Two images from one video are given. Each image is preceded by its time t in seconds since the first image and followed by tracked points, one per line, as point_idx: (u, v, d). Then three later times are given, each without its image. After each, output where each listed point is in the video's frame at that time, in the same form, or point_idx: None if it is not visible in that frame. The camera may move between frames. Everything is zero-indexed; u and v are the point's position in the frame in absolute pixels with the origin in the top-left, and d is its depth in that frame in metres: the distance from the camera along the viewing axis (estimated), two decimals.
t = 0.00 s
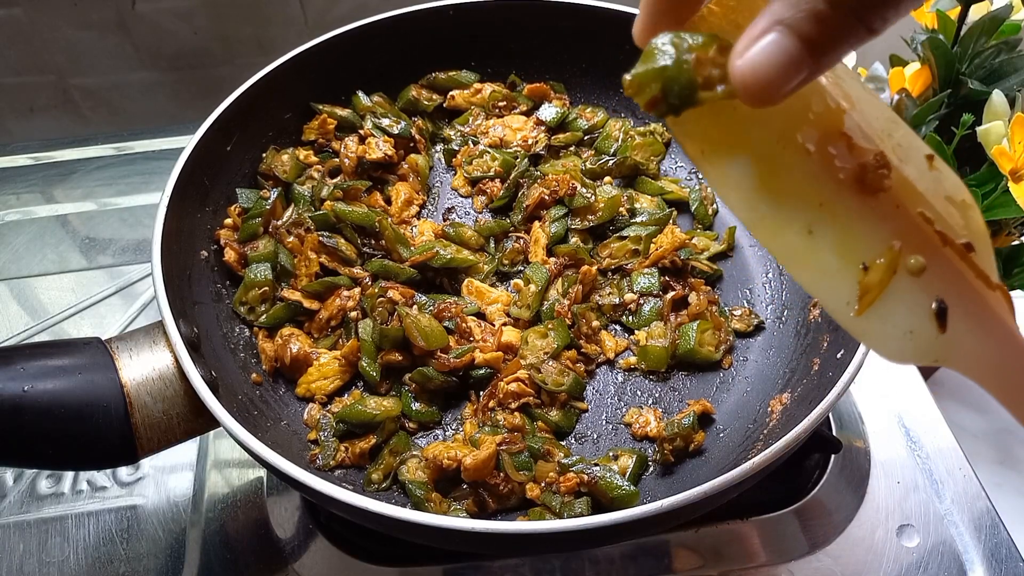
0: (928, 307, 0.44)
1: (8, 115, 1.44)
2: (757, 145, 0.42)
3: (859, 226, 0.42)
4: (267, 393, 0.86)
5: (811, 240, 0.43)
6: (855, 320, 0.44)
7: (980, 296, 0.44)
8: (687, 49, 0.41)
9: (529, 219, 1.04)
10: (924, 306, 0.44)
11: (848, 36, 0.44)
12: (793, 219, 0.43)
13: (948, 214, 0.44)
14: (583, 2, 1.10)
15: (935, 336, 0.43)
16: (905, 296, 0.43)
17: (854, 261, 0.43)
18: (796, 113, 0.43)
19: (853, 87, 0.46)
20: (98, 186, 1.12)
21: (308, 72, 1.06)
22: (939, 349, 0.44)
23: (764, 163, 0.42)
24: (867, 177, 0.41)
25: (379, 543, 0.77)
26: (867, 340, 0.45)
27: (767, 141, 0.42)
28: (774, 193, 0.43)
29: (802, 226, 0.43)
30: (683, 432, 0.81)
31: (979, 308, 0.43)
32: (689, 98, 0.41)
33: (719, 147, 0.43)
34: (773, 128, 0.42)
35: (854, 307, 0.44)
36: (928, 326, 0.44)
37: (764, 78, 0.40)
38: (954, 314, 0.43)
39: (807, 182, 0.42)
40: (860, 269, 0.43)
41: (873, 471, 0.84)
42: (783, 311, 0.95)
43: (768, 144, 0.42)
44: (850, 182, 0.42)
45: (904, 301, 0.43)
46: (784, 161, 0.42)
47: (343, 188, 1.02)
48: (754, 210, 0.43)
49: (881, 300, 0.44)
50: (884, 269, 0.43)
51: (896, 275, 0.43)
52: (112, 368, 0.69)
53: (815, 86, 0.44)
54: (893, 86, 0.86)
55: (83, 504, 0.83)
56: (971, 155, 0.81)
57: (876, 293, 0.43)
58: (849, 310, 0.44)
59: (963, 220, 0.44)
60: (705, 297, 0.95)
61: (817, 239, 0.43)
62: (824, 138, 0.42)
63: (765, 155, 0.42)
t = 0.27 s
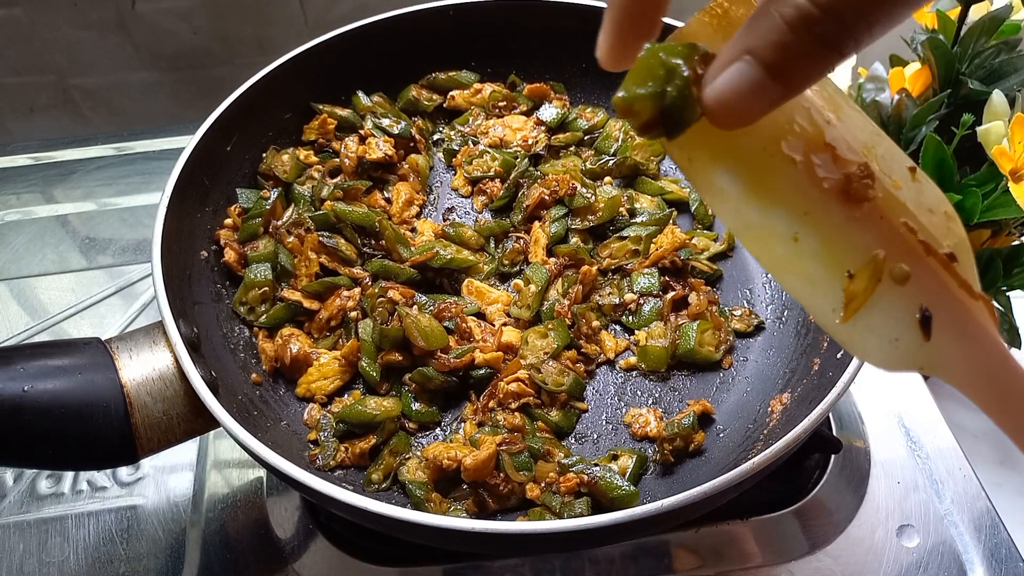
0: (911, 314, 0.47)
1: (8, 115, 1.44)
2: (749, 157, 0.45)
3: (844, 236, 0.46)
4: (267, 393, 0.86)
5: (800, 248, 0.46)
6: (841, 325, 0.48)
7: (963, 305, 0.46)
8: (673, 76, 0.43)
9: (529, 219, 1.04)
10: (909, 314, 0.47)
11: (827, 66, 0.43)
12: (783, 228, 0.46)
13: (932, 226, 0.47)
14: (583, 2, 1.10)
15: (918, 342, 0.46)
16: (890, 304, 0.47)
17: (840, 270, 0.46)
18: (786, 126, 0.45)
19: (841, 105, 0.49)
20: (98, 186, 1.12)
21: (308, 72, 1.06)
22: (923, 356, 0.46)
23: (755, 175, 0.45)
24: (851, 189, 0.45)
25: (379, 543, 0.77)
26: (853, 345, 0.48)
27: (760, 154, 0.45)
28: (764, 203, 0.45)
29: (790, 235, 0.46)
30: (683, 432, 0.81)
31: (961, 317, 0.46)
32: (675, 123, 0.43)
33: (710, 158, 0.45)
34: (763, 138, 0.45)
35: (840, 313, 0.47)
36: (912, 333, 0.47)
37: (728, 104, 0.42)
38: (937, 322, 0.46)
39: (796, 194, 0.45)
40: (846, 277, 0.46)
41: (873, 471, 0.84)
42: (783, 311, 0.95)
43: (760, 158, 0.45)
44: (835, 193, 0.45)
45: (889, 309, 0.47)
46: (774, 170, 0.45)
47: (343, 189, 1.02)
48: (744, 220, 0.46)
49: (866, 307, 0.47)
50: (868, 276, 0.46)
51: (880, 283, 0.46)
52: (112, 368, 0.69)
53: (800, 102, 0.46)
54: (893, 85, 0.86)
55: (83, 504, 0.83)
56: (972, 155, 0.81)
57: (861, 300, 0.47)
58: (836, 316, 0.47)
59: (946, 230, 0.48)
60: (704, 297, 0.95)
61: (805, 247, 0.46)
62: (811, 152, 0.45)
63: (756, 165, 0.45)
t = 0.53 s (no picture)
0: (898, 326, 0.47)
1: (8, 115, 1.45)
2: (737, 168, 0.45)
3: (834, 247, 0.45)
4: (267, 393, 0.86)
5: (787, 261, 0.45)
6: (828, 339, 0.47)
7: (947, 317, 0.48)
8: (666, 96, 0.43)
9: (529, 219, 1.04)
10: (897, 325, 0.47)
11: (812, 85, 0.44)
12: (771, 239, 0.45)
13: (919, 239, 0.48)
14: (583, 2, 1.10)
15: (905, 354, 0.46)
16: (878, 316, 0.46)
17: (829, 281, 0.45)
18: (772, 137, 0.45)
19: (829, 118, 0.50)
20: (98, 186, 1.12)
21: (309, 72, 1.06)
22: (911, 368, 0.46)
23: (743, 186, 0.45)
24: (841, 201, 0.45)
25: (379, 543, 0.77)
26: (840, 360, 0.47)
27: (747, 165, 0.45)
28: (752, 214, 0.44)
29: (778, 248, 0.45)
30: (683, 432, 0.81)
31: (944, 329, 0.47)
32: (669, 143, 0.42)
33: (700, 171, 0.44)
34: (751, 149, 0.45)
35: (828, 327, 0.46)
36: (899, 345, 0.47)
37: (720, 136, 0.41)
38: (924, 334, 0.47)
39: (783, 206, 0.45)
40: (836, 289, 0.45)
41: (873, 472, 0.84)
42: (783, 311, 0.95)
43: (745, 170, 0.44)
44: (822, 205, 0.45)
45: (877, 321, 0.46)
46: (762, 182, 0.45)
47: (343, 188, 1.02)
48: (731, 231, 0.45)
49: (854, 320, 0.46)
50: (857, 287, 0.46)
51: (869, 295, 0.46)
52: (112, 368, 0.69)
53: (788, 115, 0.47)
54: (893, 86, 0.85)
55: (83, 504, 0.83)
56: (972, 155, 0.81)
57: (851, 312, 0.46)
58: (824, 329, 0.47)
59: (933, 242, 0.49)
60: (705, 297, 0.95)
61: (793, 259, 0.45)
62: (798, 164, 0.45)
63: (743, 175, 0.45)
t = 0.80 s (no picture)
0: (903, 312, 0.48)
1: (8, 115, 1.45)
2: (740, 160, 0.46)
3: (837, 236, 0.47)
4: (267, 393, 0.86)
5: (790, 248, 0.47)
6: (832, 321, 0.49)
7: (954, 306, 0.47)
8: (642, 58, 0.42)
9: (529, 220, 1.04)
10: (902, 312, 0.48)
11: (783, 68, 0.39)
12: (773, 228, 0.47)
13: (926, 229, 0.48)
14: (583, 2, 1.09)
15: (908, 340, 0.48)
16: (879, 302, 0.48)
17: (832, 269, 0.47)
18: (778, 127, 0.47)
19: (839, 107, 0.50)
20: (98, 186, 1.12)
21: (309, 72, 1.06)
22: (914, 354, 0.48)
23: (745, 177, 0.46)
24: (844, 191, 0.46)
25: (379, 544, 0.77)
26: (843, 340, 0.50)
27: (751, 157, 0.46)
28: (755, 203, 0.47)
29: (780, 234, 0.47)
30: (683, 432, 0.81)
31: (952, 319, 0.46)
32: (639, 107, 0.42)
33: (702, 163, 0.46)
34: (755, 140, 0.46)
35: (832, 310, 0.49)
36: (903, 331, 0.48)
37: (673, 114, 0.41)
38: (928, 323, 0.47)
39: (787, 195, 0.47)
40: (838, 276, 0.47)
41: (873, 471, 0.84)
42: (783, 311, 0.95)
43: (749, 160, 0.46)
44: (826, 194, 0.47)
45: (879, 307, 0.48)
46: (765, 173, 0.46)
47: (343, 188, 1.02)
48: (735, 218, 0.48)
49: (857, 305, 0.48)
50: (860, 275, 0.47)
51: (872, 282, 0.47)
52: (112, 368, 0.69)
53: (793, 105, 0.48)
54: (893, 86, 0.85)
55: (83, 504, 0.83)
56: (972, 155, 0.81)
57: (853, 297, 0.48)
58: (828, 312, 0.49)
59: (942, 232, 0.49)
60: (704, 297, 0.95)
61: (795, 247, 0.47)
62: (803, 153, 0.47)
63: (748, 167, 0.46)
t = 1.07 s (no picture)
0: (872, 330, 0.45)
1: (9, 115, 1.45)
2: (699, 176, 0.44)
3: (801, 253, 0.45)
4: (267, 393, 0.86)
5: (755, 267, 0.44)
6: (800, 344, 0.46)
7: (926, 321, 0.45)
8: None
9: (529, 219, 1.04)
10: (870, 329, 0.46)
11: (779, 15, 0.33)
12: (738, 246, 0.44)
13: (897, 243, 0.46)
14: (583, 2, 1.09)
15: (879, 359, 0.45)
16: (848, 319, 0.45)
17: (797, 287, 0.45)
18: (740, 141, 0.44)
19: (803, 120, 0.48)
20: (98, 186, 1.12)
21: (309, 72, 1.06)
22: (884, 374, 0.45)
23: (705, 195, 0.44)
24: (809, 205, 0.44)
25: (379, 543, 0.77)
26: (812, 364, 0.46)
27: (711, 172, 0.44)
28: (718, 221, 0.44)
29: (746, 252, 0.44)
30: (683, 432, 0.81)
31: (922, 333, 0.44)
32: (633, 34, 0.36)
33: (666, 181, 0.43)
34: (717, 159, 0.44)
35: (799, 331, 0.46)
36: (874, 350, 0.46)
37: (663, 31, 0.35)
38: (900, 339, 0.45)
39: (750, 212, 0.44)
40: (804, 294, 0.45)
41: (873, 471, 0.84)
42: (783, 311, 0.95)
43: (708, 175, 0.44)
44: (791, 210, 0.44)
45: (847, 325, 0.46)
46: (727, 190, 0.44)
47: (343, 188, 1.02)
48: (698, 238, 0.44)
49: (826, 323, 0.46)
50: (828, 293, 0.45)
51: (840, 299, 0.45)
52: (112, 368, 0.69)
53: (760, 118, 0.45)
54: (893, 85, 0.85)
55: (83, 504, 0.83)
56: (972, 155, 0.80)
57: (820, 315, 0.45)
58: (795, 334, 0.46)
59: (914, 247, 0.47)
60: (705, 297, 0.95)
61: (760, 265, 0.45)
62: (766, 167, 0.44)
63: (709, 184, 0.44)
